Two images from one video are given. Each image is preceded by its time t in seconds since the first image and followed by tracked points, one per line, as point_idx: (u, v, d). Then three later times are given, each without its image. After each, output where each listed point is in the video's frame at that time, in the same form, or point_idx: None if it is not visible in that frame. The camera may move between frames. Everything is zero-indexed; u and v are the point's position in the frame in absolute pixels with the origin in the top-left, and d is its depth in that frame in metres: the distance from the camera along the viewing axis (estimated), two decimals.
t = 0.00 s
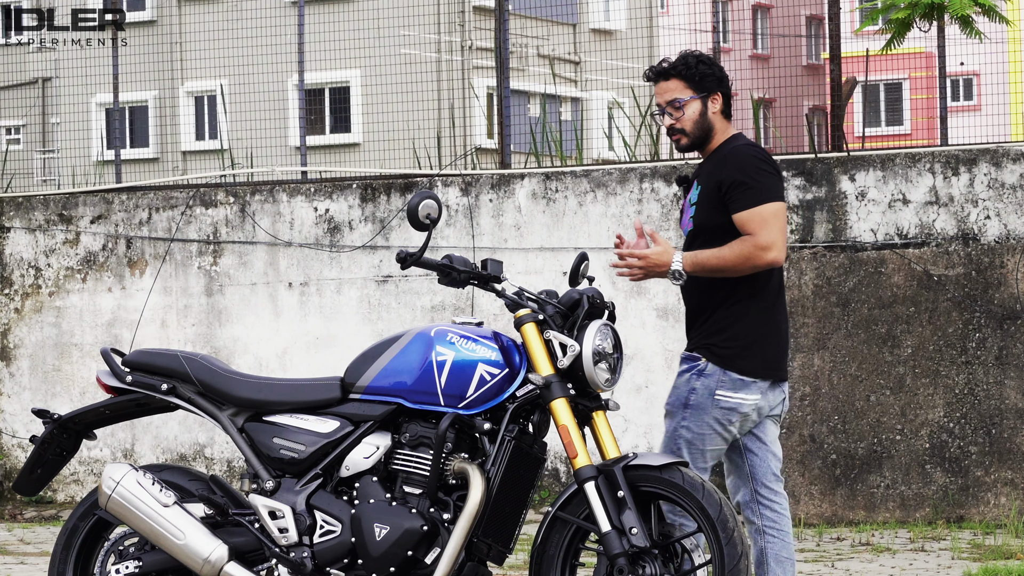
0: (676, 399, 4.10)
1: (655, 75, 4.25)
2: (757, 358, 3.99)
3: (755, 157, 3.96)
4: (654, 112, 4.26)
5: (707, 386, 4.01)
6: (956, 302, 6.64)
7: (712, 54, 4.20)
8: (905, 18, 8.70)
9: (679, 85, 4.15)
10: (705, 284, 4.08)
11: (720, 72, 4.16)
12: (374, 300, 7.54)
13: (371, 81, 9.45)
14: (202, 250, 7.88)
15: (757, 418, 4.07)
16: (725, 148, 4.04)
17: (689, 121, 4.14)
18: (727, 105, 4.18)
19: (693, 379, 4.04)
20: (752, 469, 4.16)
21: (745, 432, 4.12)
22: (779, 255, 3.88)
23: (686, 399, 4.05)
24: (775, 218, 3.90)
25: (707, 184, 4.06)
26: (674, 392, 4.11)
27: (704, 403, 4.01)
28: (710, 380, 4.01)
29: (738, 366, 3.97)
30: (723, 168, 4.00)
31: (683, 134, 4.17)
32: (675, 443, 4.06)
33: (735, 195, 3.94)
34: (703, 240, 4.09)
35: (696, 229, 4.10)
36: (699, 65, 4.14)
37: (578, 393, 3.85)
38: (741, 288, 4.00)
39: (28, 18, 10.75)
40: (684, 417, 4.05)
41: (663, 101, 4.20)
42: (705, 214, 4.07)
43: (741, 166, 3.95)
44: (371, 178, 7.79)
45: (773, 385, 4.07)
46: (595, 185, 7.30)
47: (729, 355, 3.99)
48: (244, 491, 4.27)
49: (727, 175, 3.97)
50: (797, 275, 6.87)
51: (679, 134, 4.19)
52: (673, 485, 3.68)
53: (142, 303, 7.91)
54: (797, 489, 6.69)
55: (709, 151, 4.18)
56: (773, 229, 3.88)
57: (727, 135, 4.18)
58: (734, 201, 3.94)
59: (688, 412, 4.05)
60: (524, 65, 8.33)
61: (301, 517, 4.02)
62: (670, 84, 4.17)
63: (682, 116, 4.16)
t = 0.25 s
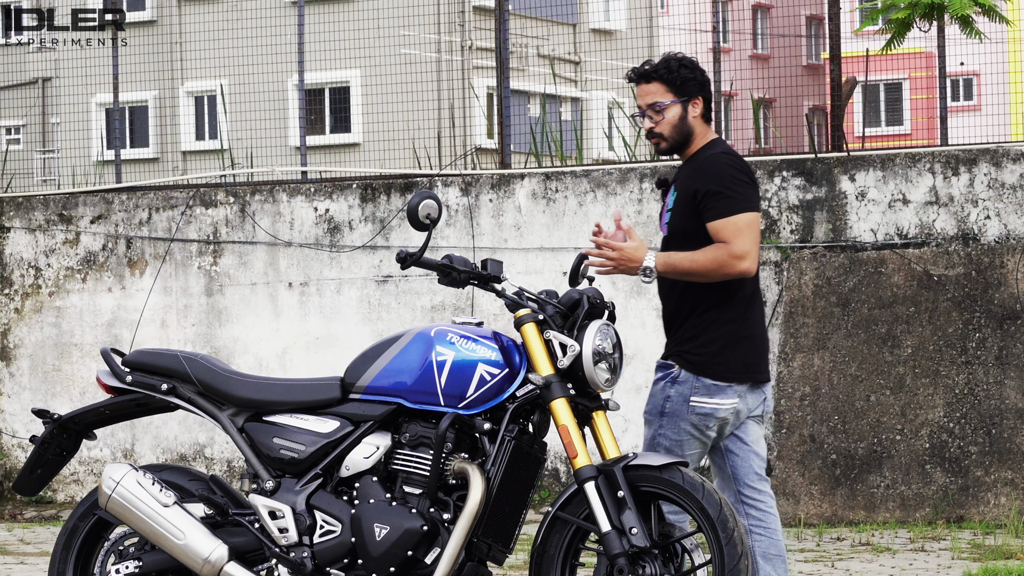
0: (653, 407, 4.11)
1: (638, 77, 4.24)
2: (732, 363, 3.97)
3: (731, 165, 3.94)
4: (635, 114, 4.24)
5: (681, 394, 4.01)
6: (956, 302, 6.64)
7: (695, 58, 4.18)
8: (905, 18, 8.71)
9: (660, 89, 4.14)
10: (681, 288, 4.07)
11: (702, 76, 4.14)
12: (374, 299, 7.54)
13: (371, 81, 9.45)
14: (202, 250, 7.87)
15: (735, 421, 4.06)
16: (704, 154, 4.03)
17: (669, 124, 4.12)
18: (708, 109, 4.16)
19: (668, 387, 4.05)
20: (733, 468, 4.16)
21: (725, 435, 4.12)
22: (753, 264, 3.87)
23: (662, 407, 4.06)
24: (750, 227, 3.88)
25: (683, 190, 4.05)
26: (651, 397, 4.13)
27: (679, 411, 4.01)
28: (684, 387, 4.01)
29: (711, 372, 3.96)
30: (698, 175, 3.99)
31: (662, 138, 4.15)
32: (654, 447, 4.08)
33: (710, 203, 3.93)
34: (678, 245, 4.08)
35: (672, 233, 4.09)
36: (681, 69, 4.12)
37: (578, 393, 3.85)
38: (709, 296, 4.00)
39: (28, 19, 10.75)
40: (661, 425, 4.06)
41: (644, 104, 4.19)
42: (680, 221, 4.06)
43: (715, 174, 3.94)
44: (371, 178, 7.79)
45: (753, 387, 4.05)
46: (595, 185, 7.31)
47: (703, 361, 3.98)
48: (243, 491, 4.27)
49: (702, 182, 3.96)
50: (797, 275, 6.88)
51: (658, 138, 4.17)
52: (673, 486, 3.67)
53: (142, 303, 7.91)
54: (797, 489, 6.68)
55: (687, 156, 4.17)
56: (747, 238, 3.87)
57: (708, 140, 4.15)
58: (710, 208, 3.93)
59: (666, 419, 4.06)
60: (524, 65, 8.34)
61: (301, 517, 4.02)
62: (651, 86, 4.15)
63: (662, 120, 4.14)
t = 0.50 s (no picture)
0: (632, 407, 4.16)
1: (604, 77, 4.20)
2: (702, 355, 4.01)
3: (701, 164, 3.95)
4: (604, 115, 4.20)
5: (656, 389, 4.06)
6: (956, 302, 6.64)
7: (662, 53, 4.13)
8: (905, 18, 8.62)
9: (627, 88, 4.10)
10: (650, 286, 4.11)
11: (669, 72, 4.10)
12: (374, 299, 7.54)
13: (371, 82, 9.46)
14: (202, 250, 7.88)
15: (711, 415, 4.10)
16: (676, 152, 4.03)
17: (639, 123, 4.09)
18: (677, 105, 4.13)
19: (643, 384, 4.10)
20: (694, 459, 4.19)
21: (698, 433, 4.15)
22: (725, 263, 3.89)
23: (640, 405, 4.11)
24: (721, 226, 3.90)
25: (654, 188, 4.05)
26: (628, 398, 4.17)
27: (655, 408, 4.06)
28: (659, 384, 4.06)
29: (683, 367, 4.01)
30: (670, 174, 3.99)
31: (634, 137, 4.12)
32: (638, 443, 4.13)
33: (682, 202, 3.95)
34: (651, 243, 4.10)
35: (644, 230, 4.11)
36: (647, 67, 4.08)
37: (578, 393, 3.85)
38: (674, 293, 4.04)
39: (28, 19, 10.77)
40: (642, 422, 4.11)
41: (612, 104, 4.15)
42: (652, 219, 4.08)
43: (687, 174, 3.95)
44: (371, 178, 7.79)
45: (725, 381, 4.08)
46: (595, 185, 7.31)
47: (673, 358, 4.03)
48: (244, 491, 4.27)
49: (673, 181, 3.97)
50: (798, 275, 6.91)
51: (629, 137, 4.14)
52: (673, 486, 3.67)
53: (142, 303, 7.91)
54: (797, 489, 6.59)
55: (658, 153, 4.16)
56: (719, 237, 3.89)
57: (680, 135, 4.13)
58: (682, 207, 3.94)
59: (646, 416, 4.10)
60: (524, 65, 8.35)
61: (301, 517, 4.02)
62: (619, 87, 4.11)
63: (632, 119, 4.11)
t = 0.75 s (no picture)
0: (624, 410, 4.18)
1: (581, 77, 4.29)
2: (692, 354, 4.11)
3: (681, 165, 4.05)
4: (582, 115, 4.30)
5: (653, 388, 4.11)
6: (956, 302, 6.63)
7: (637, 53, 4.21)
8: (905, 18, 8.60)
9: (602, 90, 4.19)
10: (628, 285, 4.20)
11: (645, 72, 4.18)
12: (374, 299, 7.54)
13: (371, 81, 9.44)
14: (202, 250, 7.88)
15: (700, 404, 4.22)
16: (656, 152, 4.13)
17: (616, 124, 4.19)
18: (654, 104, 4.21)
19: (638, 386, 4.14)
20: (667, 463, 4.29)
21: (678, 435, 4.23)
22: (698, 265, 3.97)
23: (637, 407, 4.14)
24: (698, 227, 4.00)
25: (634, 187, 4.15)
26: (621, 403, 4.19)
27: (655, 407, 4.12)
28: (655, 383, 4.12)
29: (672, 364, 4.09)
30: (650, 173, 4.09)
31: (611, 137, 4.22)
32: (644, 445, 4.16)
33: (660, 201, 4.04)
34: (630, 241, 4.19)
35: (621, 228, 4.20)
36: (621, 68, 4.16)
37: (578, 393, 3.85)
38: (658, 293, 4.12)
39: (28, 19, 10.77)
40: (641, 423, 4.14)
41: (590, 104, 4.24)
42: (630, 217, 4.17)
43: (666, 173, 4.04)
44: (371, 178, 7.79)
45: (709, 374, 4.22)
46: (595, 185, 7.29)
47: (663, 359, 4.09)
48: (244, 491, 4.27)
49: (653, 181, 4.07)
50: (798, 275, 6.91)
51: (607, 137, 4.24)
52: (673, 486, 3.68)
53: (142, 303, 7.90)
54: (797, 489, 6.57)
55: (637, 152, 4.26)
56: (695, 238, 3.98)
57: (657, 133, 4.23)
58: (661, 207, 4.04)
59: (646, 417, 4.14)
60: (524, 65, 8.35)
61: (301, 517, 4.02)
62: (595, 87, 4.20)
63: (609, 120, 4.21)
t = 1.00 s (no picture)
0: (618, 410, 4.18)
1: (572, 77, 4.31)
2: (683, 353, 4.16)
3: (673, 167, 4.09)
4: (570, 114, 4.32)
5: (649, 387, 4.14)
6: (956, 302, 6.63)
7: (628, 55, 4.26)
8: (905, 18, 8.58)
9: (594, 89, 4.22)
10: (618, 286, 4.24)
11: (636, 74, 4.22)
12: (374, 300, 7.55)
13: (371, 81, 9.44)
14: (202, 250, 7.88)
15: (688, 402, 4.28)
16: (647, 153, 4.16)
17: (604, 124, 4.21)
18: (642, 106, 4.25)
19: (633, 385, 4.15)
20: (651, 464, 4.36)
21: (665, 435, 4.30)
22: (686, 268, 4.02)
23: (632, 406, 4.16)
24: (686, 230, 4.03)
25: (625, 187, 4.18)
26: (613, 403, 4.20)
27: (649, 406, 4.14)
28: (649, 382, 4.14)
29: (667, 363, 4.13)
30: (643, 174, 4.12)
31: (598, 138, 4.23)
32: (639, 445, 4.19)
33: (651, 204, 4.08)
34: (620, 242, 4.23)
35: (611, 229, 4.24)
36: (614, 69, 4.20)
37: (578, 393, 3.86)
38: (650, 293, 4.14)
39: (28, 19, 10.77)
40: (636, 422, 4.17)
41: (580, 103, 4.25)
42: (621, 217, 4.19)
43: (658, 176, 4.08)
44: (371, 178, 7.80)
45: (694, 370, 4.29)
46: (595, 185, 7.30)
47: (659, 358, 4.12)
48: (244, 491, 4.27)
49: (645, 183, 4.10)
50: (797, 275, 6.90)
51: (595, 137, 4.24)
52: (673, 486, 3.68)
53: (142, 303, 7.90)
54: (797, 488, 6.57)
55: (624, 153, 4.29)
56: (683, 241, 4.02)
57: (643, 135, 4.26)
58: (651, 210, 4.08)
59: (640, 417, 4.17)
60: (524, 65, 8.37)
61: (301, 517, 4.02)
62: (588, 87, 4.22)
63: (598, 119, 4.22)
